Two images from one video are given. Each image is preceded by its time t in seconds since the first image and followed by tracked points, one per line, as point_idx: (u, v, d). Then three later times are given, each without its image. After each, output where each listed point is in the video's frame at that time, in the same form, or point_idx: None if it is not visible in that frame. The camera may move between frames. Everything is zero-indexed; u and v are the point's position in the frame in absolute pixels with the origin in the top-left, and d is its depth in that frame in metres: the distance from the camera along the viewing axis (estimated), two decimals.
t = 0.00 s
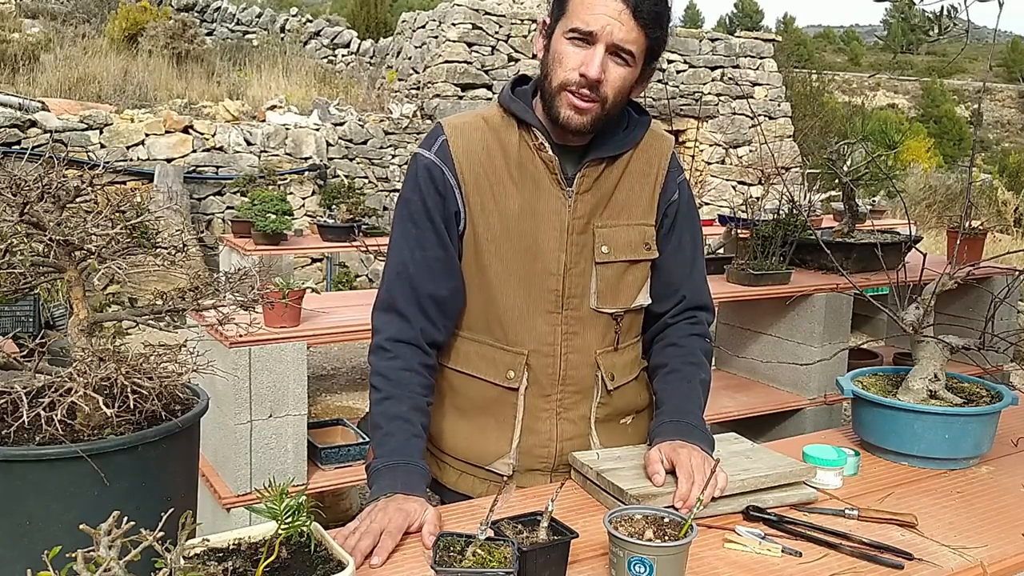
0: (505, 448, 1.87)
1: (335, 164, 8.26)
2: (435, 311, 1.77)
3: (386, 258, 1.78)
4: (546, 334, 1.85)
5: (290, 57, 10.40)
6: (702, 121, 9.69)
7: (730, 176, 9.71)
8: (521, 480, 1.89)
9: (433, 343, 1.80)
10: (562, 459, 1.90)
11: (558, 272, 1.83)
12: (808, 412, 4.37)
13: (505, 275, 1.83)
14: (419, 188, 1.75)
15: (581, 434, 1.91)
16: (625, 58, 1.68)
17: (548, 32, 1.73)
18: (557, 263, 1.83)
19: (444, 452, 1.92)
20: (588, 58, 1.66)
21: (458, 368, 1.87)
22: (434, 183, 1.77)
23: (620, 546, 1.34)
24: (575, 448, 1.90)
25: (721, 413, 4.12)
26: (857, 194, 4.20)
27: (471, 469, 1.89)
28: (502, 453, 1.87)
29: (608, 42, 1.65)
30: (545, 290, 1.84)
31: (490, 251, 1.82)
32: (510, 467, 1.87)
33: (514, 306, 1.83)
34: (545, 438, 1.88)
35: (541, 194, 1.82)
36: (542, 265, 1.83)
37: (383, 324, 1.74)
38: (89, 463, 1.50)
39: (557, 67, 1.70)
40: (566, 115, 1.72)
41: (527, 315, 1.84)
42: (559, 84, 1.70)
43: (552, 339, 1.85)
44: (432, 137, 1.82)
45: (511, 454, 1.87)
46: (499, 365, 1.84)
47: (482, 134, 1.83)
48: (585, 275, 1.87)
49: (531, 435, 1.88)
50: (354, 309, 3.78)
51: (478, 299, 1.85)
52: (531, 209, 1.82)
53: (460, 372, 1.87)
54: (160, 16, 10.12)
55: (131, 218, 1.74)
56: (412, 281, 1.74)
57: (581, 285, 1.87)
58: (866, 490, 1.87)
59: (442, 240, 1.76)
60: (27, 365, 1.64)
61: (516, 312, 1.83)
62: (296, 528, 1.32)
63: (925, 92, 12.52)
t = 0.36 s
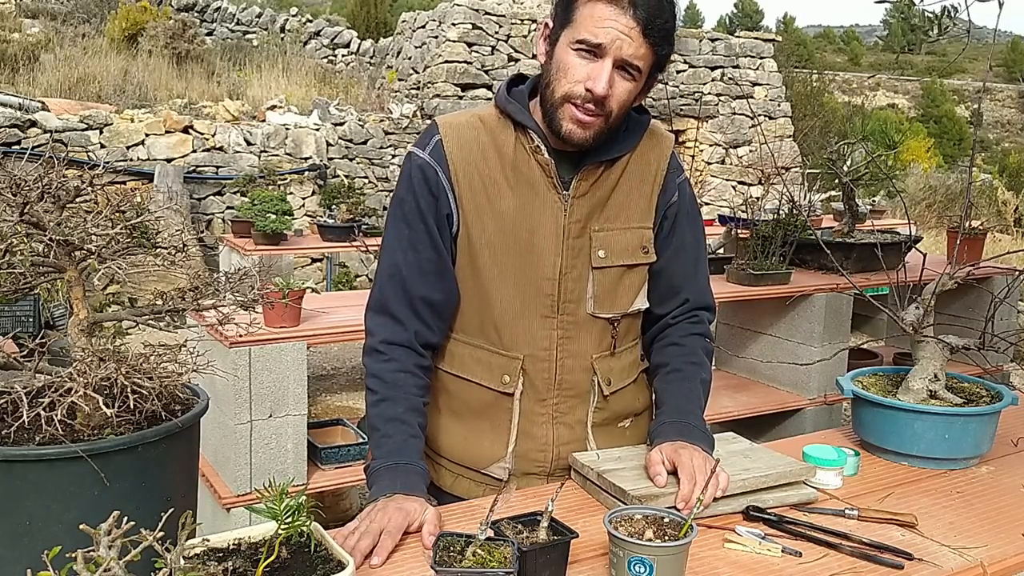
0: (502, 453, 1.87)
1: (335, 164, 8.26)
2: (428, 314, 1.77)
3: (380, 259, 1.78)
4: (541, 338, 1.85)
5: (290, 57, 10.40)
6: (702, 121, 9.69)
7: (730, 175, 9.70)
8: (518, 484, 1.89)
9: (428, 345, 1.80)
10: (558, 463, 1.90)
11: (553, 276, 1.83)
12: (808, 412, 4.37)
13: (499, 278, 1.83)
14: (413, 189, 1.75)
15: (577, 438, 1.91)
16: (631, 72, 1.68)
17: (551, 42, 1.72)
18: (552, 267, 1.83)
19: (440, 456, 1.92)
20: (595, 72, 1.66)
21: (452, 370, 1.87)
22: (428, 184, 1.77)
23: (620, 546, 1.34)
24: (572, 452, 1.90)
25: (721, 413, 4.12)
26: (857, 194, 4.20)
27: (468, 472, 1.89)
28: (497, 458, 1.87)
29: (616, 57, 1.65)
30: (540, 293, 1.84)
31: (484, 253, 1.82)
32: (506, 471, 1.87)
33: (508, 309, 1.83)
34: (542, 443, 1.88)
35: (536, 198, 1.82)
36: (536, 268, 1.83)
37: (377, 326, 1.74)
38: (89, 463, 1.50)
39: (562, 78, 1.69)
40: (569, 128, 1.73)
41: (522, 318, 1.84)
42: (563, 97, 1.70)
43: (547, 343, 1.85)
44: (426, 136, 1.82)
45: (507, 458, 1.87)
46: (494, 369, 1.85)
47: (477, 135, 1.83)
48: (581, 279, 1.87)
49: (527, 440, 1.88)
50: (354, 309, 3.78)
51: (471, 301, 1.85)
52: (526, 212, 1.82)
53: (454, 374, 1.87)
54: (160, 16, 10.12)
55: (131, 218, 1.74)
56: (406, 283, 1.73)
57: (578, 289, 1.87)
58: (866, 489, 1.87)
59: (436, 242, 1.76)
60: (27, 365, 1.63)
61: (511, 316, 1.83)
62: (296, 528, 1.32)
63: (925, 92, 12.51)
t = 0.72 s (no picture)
0: (499, 453, 1.87)
1: (335, 164, 8.25)
2: (424, 313, 1.77)
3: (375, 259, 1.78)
4: (537, 338, 1.85)
5: (290, 57, 10.40)
6: (702, 121, 9.68)
7: (730, 175, 9.70)
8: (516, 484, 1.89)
9: (425, 345, 1.80)
10: (556, 464, 1.90)
11: (549, 275, 1.83)
12: (808, 412, 4.37)
13: (494, 277, 1.83)
14: (407, 188, 1.75)
15: (574, 438, 1.91)
16: (626, 67, 1.68)
17: (545, 38, 1.72)
18: (548, 266, 1.83)
19: (437, 457, 1.92)
20: (589, 67, 1.66)
21: (448, 371, 1.87)
22: (422, 184, 1.77)
23: (620, 546, 1.34)
24: (569, 452, 1.90)
25: (721, 413, 4.12)
26: (856, 194, 4.20)
27: (464, 473, 1.89)
28: (494, 458, 1.87)
29: (610, 52, 1.65)
30: (535, 292, 1.84)
31: (478, 252, 1.82)
32: (503, 472, 1.87)
33: (503, 309, 1.83)
34: (538, 443, 1.88)
35: (530, 196, 1.82)
36: (532, 267, 1.83)
37: (373, 326, 1.74)
38: (89, 463, 1.50)
39: (556, 74, 1.70)
40: (564, 125, 1.73)
41: (517, 317, 1.84)
42: (558, 93, 1.70)
43: (543, 343, 1.85)
44: (420, 136, 1.82)
45: (504, 459, 1.87)
46: (490, 370, 1.84)
47: (471, 134, 1.83)
48: (577, 278, 1.87)
49: (524, 440, 1.88)
50: (354, 309, 3.78)
51: (467, 301, 1.85)
52: (521, 210, 1.82)
53: (450, 375, 1.87)
54: (160, 16, 10.12)
55: (131, 218, 1.73)
56: (401, 283, 1.74)
57: (574, 288, 1.87)
58: (866, 490, 1.87)
59: (430, 241, 1.76)
60: (27, 365, 1.63)
61: (506, 315, 1.83)
62: (296, 528, 1.32)
63: (925, 92, 12.51)
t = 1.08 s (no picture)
0: (494, 452, 1.87)
1: (336, 164, 8.25)
2: (422, 312, 1.77)
3: (372, 258, 1.78)
4: (534, 337, 1.85)
5: (290, 57, 10.40)
6: (703, 121, 9.68)
7: (730, 175, 9.70)
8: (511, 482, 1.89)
9: (422, 344, 1.80)
10: (552, 462, 1.90)
11: (546, 274, 1.83)
12: (808, 412, 4.37)
13: (492, 276, 1.83)
14: (405, 187, 1.75)
15: (570, 436, 1.91)
16: (622, 68, 1.68)
17: (541, 39, 1.72)
18: (545, 265, 1.83)
19: (433, 454, 1.93)
20: (586, 69, 1.66)
21: (445, 370, 1.87)
22: (419, 182, 1.77)
23: (621, 546, 1.34)
24: (566, 451, 1.90)
25: (721, 413, 4.12)
26: (856, 194, 4.20)
27: (461, 471, 1.90)
28: (490, 456, 1.87)
29: (607, 53, 1.65)
30: (533, 291, 1.84)
31: (476, 250, 1.82)
32: (499, 470, 1.87)
33: (500, 308, 1.83)
34: (534, 441, 1.88)
35: (527, 194, 1.82)
36: (529, 266, 1.83)
37: (370, 326, 1.74)
38: (89, 463, 1.50)
39: (553, 76, 1.69)
40: (562, 126, 1.72)
41: (514, 316, 1.84)
42: (555, 94, 1.70)
43: (539, 342, 1.85)
44: (417, 135, 1.82)
45: (500, 457, 1.87)
46: (487, 368, 1.84)
47: (469, 133, 1.83)
48: (574, 277, 1.87)
49: (519, 438, 1.88)
50: (354, 309, 3.78)
51: (464, 300, 1.85)
52: (518, 209, 1.82)
53: (446, 374, 1.87)
54: (160, 16, 10.11)
55: (131, 218, 1.73)
56: (399, 282, 1.73)
57: (570, 287, 1.87)
58: (865, 490, 1.87)
59: (428, 240, 1.76)
60: (27, 365, 1.63)
61: (503, 313, 1.83)
62: (296, 528, 1.32)
63: (925, 92, 12.51)
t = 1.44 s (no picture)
0: (493, 451, 1.87)
1: (336, 164, 8.25)
2: (421, 311, 1.77)
3: (371, 259, 1.78)
4: (532, 336, 1.85)
5: (290, 57, 10.39)
6: (702, 121, 9.68)
7: (730, 175, 9.70)
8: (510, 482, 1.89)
9: (422, 344, 1.80)
10: (550, 461, 1.90)
11: (543, 274, 1.83)
12: (808, 412, 4.37)
13: (490, 276, 1.83)
14: (403, 187, 1.75)
15: (568, 435, 1.91)
16: (616, 71, 1.68)
17: (535, 43, 1.72)
18: (542, 265, 1.83)
19: (432, 453, 1.93)
20: (579, 74, 1.66)
21: (443, 370, 1.87)
22: (417, 183, 1.77)
23: (621, 546, 1.34)
24: (564, 450, 1.90)
25: (721, 413, 4.12)
26: (856, 194, 4.20)
27: (459, 470, 1.90)
28: (489, 456, 1.87)
29: (601, 57, 1.65)
30: (531, 291, 1.84)
31: (474, 250, 1.82)
32: (498, 469, 1.87)
33: (499, 307, 1.83)
34: (533, 440, 1.88)
35: (525, 195, 1.82)
36: (527, 265, 1.83)
37: (369, 326, 1.74)
38: (89, 463, 1.50)
39: (547, 82, 1.69)
40: (557, 130, 1.74)
41: (513, 316, 1.84)
42: (550, 100, 1.70)
43: (538, 341, 1.85)
44: (415, 135, 1.82)
45: (499, 456, 1.87)
46: (485, 368, 1.84)
47: (466, 133, 1.83)
48: (571, 277, 1.87)
49: (518, 438, 1.88)
50: (353, 309, 3.78)
51: (462, 299, 1.85)
52: (516, 208, 1.82)
53: (445, 374, 1.87)
54: (160, 16, 10.11)
55: (131, 218, 1.73)
56: (397, 282, 1.73)
57: (568, 287, 1.87)
58: (865, 490, 1.87)
59: (426, 240, 1.76)
60: (27, 365, 1.63)
61: (501, 313, 1.83)
62: (296, 528, 1.32)
63: (925, 92, 12.51)
